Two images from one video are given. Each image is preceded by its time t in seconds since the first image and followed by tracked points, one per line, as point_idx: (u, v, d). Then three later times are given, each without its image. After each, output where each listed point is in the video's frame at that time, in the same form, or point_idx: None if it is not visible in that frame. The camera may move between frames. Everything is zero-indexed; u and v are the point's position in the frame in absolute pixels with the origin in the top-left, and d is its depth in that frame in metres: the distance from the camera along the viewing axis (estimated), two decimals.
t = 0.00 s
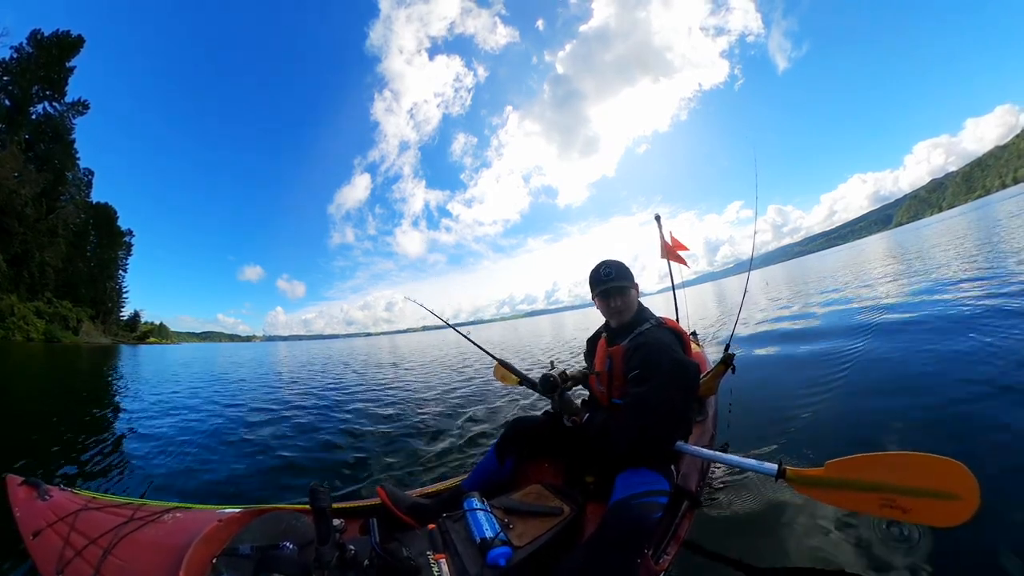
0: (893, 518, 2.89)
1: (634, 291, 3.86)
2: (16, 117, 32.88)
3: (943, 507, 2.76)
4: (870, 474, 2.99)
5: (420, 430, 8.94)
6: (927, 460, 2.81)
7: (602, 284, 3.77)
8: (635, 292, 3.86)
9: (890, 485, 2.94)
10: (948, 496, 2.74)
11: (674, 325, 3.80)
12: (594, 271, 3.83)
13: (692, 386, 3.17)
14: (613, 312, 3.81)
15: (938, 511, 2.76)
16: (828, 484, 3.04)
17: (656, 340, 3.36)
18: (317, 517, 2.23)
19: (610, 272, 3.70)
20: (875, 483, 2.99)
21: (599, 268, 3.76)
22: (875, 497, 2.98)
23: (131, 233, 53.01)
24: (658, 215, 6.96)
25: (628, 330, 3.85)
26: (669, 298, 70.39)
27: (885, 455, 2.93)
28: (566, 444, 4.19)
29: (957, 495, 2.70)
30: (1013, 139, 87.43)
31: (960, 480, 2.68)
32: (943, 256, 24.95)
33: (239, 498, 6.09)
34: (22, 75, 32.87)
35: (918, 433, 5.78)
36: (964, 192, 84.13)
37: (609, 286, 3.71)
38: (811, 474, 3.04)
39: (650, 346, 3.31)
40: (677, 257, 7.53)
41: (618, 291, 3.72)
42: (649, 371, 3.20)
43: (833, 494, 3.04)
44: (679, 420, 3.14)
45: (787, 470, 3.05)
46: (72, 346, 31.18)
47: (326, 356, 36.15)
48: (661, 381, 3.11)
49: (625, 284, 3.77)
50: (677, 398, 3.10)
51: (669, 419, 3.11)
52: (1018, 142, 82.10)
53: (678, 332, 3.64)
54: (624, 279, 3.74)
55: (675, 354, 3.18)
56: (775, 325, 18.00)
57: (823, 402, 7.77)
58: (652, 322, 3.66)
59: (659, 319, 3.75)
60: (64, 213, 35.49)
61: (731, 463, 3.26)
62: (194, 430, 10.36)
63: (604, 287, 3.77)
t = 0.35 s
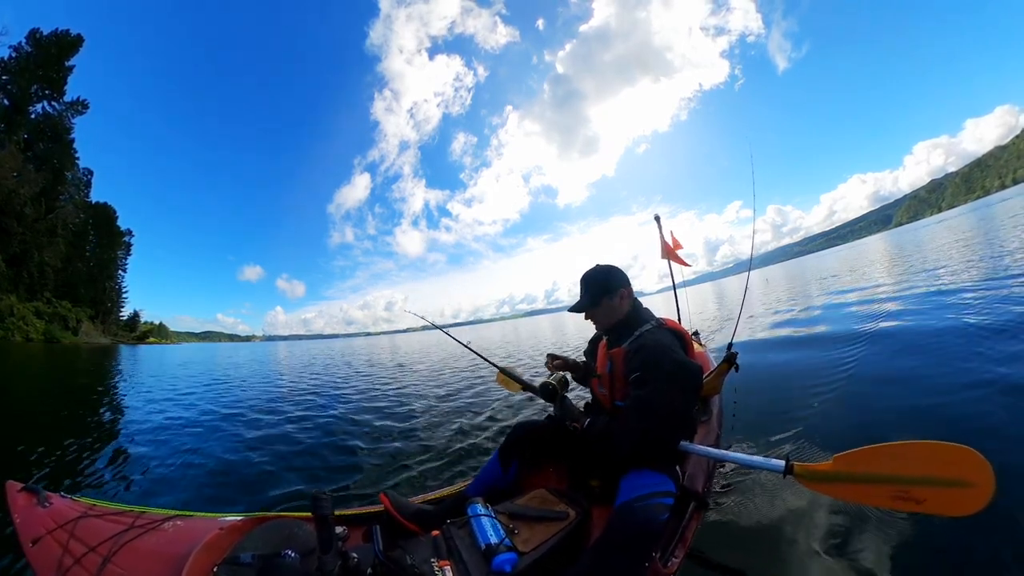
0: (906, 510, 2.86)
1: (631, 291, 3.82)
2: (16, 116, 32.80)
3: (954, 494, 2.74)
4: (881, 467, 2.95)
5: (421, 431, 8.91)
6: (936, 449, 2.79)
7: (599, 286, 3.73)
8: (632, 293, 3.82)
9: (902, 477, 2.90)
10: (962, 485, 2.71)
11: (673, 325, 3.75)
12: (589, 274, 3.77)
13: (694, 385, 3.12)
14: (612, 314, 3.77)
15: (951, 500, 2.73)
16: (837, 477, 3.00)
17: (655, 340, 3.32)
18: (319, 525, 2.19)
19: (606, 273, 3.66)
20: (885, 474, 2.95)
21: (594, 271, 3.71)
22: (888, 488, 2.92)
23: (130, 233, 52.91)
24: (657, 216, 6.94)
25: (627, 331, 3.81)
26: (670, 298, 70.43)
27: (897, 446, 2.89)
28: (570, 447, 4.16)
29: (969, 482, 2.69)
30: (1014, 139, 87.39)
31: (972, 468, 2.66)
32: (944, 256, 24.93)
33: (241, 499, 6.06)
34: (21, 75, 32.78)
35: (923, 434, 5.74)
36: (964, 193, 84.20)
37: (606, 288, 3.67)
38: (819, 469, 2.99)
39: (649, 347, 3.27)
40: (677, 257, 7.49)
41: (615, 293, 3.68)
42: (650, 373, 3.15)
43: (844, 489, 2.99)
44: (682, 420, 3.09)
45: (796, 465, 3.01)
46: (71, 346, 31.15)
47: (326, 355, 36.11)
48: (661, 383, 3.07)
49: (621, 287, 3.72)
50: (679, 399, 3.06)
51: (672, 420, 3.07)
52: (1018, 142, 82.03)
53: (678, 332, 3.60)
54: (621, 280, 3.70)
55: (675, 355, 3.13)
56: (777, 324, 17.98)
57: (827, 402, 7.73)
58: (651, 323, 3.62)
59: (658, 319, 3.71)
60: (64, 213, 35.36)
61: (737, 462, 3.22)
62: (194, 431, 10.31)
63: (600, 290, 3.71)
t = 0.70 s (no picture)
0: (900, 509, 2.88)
1: (624, 293, 3.85)
2: (15, 115, 32.80)
3: (950, 494, 2.75)
4: (876, 466, 2.97)
5: (420, 430, 8.95)
6: (931, 449, 2.79)
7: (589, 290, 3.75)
8: (624, 295, 3.84)
9: (898, 476, 2.92)
10: (958, 485, 2.72)
11: (666, 326, 3.78)
12: (581, 278, 3.81)
13: (687, 385, 3.14)
14: (603, 316, 3.80)
15: (945, 500, 2.75)
16: (832, 476, 3.03)
17: (647, 341, 3.35)
18: (320, 521, 2.21)
19: (598, 276, 3.69)
20: (880, 474, 2.97)
21: (586, 274, 3.75)
22: (882, 487, 2.95)
23: (130, 233, 52.90)
24: (655, 216, 6.95)
25: (620, 333, 3.83)
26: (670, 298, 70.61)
27: (894, 445, 2.91)
28: (567, 447, 4.19)
29: (965, 482, 2.69)
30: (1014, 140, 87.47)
31: (967, 468, 2.67)
32: (942, 257, 25.02)
33: (240, 499, 6.07)
34: (21, 74, 32.79)
35: (921, 435, 5.77)
36: (963, 193, 84.32)
37: (597, 290, 3.69)
38: (815, 468, 3.01)
39: (641, 347, 3.30)
40: (675, 258, 7.52)
41: (606, 296, 3.70)
42: (642, 373, 3.18)
43: (838, 486, 3.03)
44: (675, 418, 3.12)
45: (790, 465, 3.04)
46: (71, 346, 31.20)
47: (326, 355, 36.14)
48: (654, 382, 3.09)
49: (613, 290, 3.74)
50: (672, 398, 3.08)
51: (665, 419, 3.09)
52: (1017, 142, 82.17)
53: (671, 332, 3.62)
54: (611, 283, 3.72)
55: (668, 355, 3.16)
56: (776, 324, 18.04)
57: (825, 403, 7.75)
58: (643, 324, 3.65)
59: (651, 320, 3.74)
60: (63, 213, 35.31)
61: (731, 460, 3.25)
62: (194, 430, 10.33)
63: (592, 292, 3.74)
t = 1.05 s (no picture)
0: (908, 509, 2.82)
1: (629, 294, 3.80)
2: (14, 115, 32.74)
3: (957, 492, 2.71)
4: (879, 466, 2.93)
5: (420, 430, 8.91)
6: (935, 446, 2.76)
7: (593, 290, 3.71)
8: (628, 295, 3.79)
9: (905, 475, 2.87)
10: (963, 483, 2.69)
11: (670, 327, 3.73)
12: (585, 278, 3.77)
13: (692, 386, 3.09)
14: (607, 317, 3.75)
15: (952, 498, 2.70)
16: (837, 477, 2.98)
17: (651, 341, 3.31)
18: (319, 527, 2.17)
19: (602, 276, 3.64)
20: (884, 474, 2.93)
21: (591, 274, 3.72)
22: (887, 488, 2.90)
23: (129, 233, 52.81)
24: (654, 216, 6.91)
25: (624, 334, 3.78)
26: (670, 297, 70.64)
27: (900, 444, 2.86)
28: (570, 450, 4.14)
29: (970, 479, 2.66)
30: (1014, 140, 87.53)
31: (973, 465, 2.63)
32: (943, 257, 25.02)
33: (240, 501, 6.03)
34: (19, 74, 32.71)
35: (924, 434, 5.74)
36: (963, 193, 84.37)
37: (602, 290, 3.66)
38: (819, 468, 2.96)
39: (646, 348, 3.25)
40: (675, 257, 7.48)
41: (610, 297, 3.66)
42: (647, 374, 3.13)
43: (846, 488, 2.96)
44: (680, 420, 3.08)
45: (795, 466, 2.99)
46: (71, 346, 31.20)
47: (326, 355, 36.12)
48: (659, 384, 3.05)
49: (616, 291, 3.70)
50: (677, 399, 3.04)
51: (671, 421, 3.05)
52: (1018, 142, 82.22)
53: (675, 333, 3.58)
54: (615, 284, 3.67)
55: (673, 355, 3.11)
56: (776, 324, 18.02)
57: (828, 402, 7.71)
58: (648, 325, 3.60)
59: (655, 321, 3.68)
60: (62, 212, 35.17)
61: (737, 462, 3.20)
62: (193, 430, 10.29)
63: (595, 293, 3.70)
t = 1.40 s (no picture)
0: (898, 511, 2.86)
1: (629, 291, 3.82)
2: (13, 114, 32.76)
3: (947, 497, 2.74)
4: (871, 468, 2.96)
5: (420, 430, 8.94)
6: (927, 451, 2.79)
7: (594, 286, 3.74)
8: (629, 293, 3.81)
9: (896, 478, 2.90)
10: (951, 487, 2.73)
11: (669, 325, 3.75)
12: (587, 275, 3.80)
13: (690, 383, 3.12)
14: (607, 314, 3.78)
15: (942, 502, 2.74)
16: (830, 478, 3.02)
17: (650, 339, 3.34)
18: (318, 521, 2.19)
19: (603, 273, 3.67)
20: (877, 476, 2.96)
21: (593, 270, 3.74)
22: (879, 489, 2.94)
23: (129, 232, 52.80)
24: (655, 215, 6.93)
25: (623, 331, 3.81)
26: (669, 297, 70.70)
27: (889, 447, 2.89)
28: (567, 446, 4.18)
29: (959, 485, 2.70)
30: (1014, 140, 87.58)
31: (965, 470, 2.66)
32: (942, 257, 25.09)
33: (240, 500, 6.06)
34: (19, 73, 32.71)
35: (921, 434, 5.77)
36: (963, 193, 84.46)
37: (602, 287, 3.69)
38: (814, 469, 3.00)
39: (646, 346, 3.28)
40: (675, 257, 7.50)
41: (610, 293, 3.68)
42: (646, 372, 3.17)
43: (837, 488, 3.01)
44: (677, 418, 3.11)
45: (790, 466, 3.02)
46: (71, 346, 31.11)
47: (325, 355, 36.15)
48: (658, 382, 3.08)
49: (616, 288, 3.72)
50: (675, 397, 3.07)
51: (669, 419, 3.08)
52: (1017, 142, 82.22)
53: (675, 331, 3.60)
54: (616, 281, 3.69)
55: (671, 354, 3.14)
56: (776, 324, 18.05)
57: (826, 402, 7.74)
58: (647, 322, 3.63)
59: (654, 319, 3.71)
60: (62, 212, 35.14)
61: (732, 461, 3.23)
62: (193, 430, 10.33)
63: (595, 289, 3.74)
